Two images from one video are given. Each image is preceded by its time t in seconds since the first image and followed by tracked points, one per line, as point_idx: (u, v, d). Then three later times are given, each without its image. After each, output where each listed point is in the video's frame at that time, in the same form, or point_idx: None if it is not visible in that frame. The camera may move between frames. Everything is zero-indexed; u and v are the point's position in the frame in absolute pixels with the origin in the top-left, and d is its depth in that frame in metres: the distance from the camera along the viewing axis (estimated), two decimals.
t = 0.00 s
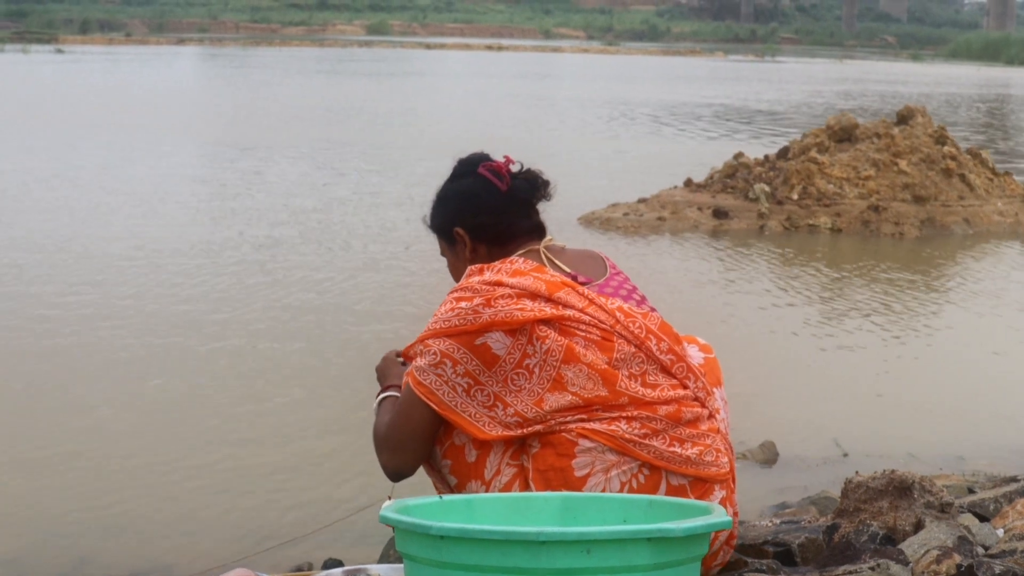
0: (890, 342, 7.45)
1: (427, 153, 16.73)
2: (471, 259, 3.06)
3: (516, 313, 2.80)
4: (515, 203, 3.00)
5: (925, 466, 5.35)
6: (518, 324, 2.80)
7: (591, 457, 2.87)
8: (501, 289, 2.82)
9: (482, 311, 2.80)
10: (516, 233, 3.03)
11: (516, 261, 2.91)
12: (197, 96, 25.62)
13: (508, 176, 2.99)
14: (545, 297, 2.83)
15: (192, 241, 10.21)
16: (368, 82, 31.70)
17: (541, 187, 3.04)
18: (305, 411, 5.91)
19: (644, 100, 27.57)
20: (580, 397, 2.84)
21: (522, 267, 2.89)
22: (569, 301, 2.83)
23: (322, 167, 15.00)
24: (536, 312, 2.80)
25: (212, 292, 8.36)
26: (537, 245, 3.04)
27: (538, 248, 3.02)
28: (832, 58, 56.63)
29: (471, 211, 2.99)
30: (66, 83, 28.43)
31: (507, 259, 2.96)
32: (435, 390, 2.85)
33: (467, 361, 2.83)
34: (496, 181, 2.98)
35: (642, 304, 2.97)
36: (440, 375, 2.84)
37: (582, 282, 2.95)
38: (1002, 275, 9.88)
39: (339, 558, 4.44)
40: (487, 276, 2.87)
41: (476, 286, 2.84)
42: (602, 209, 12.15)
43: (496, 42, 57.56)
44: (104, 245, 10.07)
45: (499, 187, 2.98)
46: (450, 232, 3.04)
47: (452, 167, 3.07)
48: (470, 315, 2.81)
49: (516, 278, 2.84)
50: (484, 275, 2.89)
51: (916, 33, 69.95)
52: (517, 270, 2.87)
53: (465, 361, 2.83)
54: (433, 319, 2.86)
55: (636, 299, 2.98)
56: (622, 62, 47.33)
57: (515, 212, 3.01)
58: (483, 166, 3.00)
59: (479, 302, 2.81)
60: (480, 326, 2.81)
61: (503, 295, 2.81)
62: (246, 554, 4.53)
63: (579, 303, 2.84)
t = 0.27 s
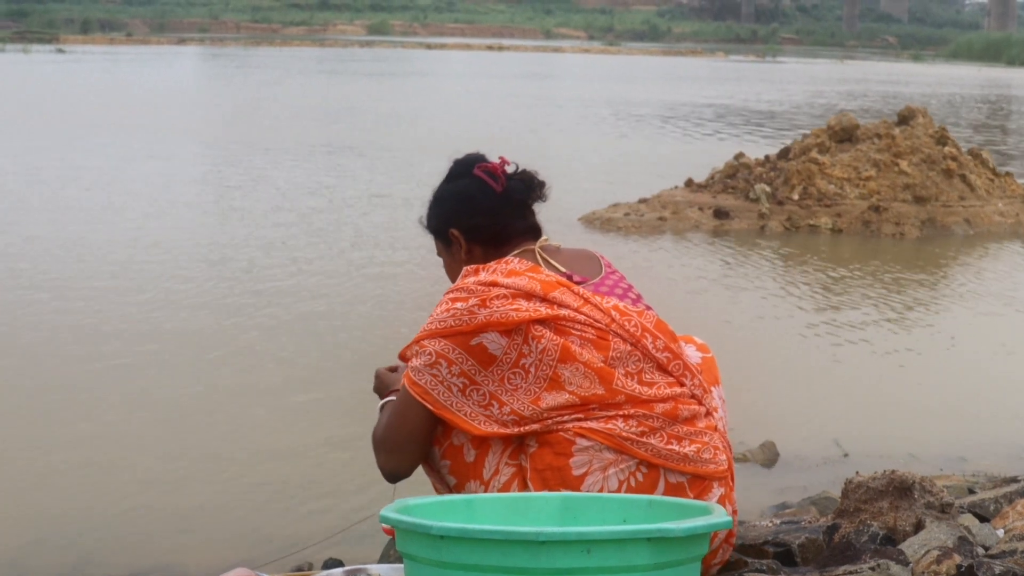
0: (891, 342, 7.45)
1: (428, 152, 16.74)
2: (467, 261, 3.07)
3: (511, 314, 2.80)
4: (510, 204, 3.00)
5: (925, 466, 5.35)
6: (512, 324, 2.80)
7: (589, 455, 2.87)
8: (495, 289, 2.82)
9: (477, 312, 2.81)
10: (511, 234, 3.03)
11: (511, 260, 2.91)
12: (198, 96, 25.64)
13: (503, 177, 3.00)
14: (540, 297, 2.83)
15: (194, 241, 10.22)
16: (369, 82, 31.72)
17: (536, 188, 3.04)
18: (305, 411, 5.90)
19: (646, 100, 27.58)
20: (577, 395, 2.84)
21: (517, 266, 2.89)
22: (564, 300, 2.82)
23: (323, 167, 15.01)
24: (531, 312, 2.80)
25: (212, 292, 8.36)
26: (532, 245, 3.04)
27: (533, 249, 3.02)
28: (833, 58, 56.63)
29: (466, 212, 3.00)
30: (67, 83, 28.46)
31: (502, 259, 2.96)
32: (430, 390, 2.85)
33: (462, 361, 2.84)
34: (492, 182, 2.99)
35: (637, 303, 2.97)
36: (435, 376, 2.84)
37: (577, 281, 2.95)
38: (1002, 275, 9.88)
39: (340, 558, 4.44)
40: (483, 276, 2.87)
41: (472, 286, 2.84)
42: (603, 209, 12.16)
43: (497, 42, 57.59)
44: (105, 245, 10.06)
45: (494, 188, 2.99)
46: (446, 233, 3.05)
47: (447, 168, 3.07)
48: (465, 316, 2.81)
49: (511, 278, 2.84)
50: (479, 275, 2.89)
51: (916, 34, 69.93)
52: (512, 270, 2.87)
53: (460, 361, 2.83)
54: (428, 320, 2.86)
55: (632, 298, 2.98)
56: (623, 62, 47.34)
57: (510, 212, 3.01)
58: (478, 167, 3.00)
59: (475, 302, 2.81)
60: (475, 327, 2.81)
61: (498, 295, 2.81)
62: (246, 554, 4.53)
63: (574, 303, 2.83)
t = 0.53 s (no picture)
0: (891, 342, 7.45)
1: (428, 152, 16.74)
2: (464, 260, 3.07)
3: (509, 313, 2.80)
4: (506, 203, 3.01)
5: (926, 466, 5.35)
6: (510, 323, 2.80)
7: (588, 454, 2.88)
8: (493, 289, 2.82)
9: (475, 312, 2.81)
10: (508, 233, 3.03)
11: (509, 260, 2.91)
12: (199, 95, 25.66)
13: (499, 176, 3.00)
14: (538, 297, 2.83)
15: (194, 240, 10.22)
16: (370, 81, 31.72)
17: (533, 187, 3.04)
18: (305, 410, 5.91)
19: (646, 100, 27.58)
20: (575, 394, 2.84)
21: (514, 266, 2.89)
22: (562, 299, 2.83)
23: (324, 166, 15.01)
24: (529, 312, 2.80)
25: (212, 291, 8.36)
26: (530, 244, 3.04)
27: (530, 248, 3.03)
28: (834, 58, 56.62)
29: (463, 212, 3.00)
30: (68, 82, 28.48)
31: (499, 259, 2.96)
32: (428, 389, 2.86)
33: (459, 360, 2.84)
34: (488, 181, 2.99)
35: (635, 301, 2.97)
36: (432, 375, 2.85)
37: (574, 280, 2.95)
38: (1002, 275, 9.88)
39: (340, 556, 4.44)
40: (480, 276, 2.88)
41: (469, 286, 2.84)
42: (603, 208, 12.15)
43: (497, 41, 57.61)
44: (104, 245, 10.05)
45: (491, 187, 2.99)
46: (443, 233, 3.05)
47: (443, 169, 3.07)
48: (463, 316, 2.82)
49: (509, 277, 2.84)
50: (477, 275, 2.90)
51: (917, 33, 69.94)
52: (510, 270, 2.87)
53: (458, 361, 2.84)
54: (426, 320, 2.87)
55: (629, 296, 2.98)
56: (624, 61, 47.35)
57: (507, 212, 3.01)
58: (475, 167, 3.01)
59: (472, 302, 2.81)
60: (473, 327, 2.82)
61: (495, 294, 2.81)
62: (246, 552, 4.53)
63: (571, 301, 2.83)
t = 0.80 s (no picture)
0: (892, 341, 7.45)
1: (428, 151, 16.73)
2: (463, 260, 3.07)
3: (508, 313, 2.80)
4: (505, 202, 3.00)
5: (926, 465, 5.34)
6: (510, 323, 2.80)
7: (589, 453, 2.88)
8: (493, 289, 2.82)
9: (474, 312, 2.81)
10: (507, 232, 3.03)
11: (508, 260, 2.91)
12: (199, 94, 25.64)
13: (498, 175, 2.99)
14: (538, 297, 2.83)
15: (192, 239, 10.21)
16: (370, 80, 31.71)
17: (531, 186, 3.04)
18: (304, 409, 5.91)
19: (646, 99, 27.57)
20: (575, 394, 2.84)
21: (513, 266, 2.89)
22: (561, 299, 2.83)
23: (324, 165, 15.01)
24: (529, 312, 2.80)
25: (212, 290, 8.35)
26: (529, 244, 3.04)
27: (529, 248, 3.02)
28: (834, 57, 56.61)
29: (462, 211, 3.00)
30: (68, 81, 28.46)
31: (499, 259, 2.96)
32: (428, 390, 2.86)
33: (459, 361, 2.83)
34: (486, 181, 2.99)
35: (634, 300, 2.97)
36: (432, 376, 2.84)
37: (573, 281, 2.95)
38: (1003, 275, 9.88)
39: (339, 556, 4.44)
40: (480, 276, 2.87)
41: (469, 287, 2.84)
42: (602, 208, 12.15)
43: (497, 40, 57.58)
44: (104, 244, 10.04)
45: (489, 186, 2.99)
46: (442, 233, 3.05)
47: (443, 168, 3.07)
48: (462, 316, 2.81)
49: (508, 277, 2.84)
50: (476, 275, 2.89)
51: (918, 33, 69.90)
52: (509, 270, 2.87)
53: (457, 361, 2.83)
54: (426, 320, 2.87)
55: (629, 296, 2.98)
56: (624, 61, 47.33)
57: (505, 211, 3.01)
58: (474, 166, 3.00)
59: (471, 302, 2.81)
60: (473, 327, 2.81)
61: (495, 294, 2.81)
62: (245, 552, 4.53)
63: (571, 301, 2.84)
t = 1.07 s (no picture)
0: (892, 339, 7.45)
1: (427, 149, 16.73)
2: (462, 258, 3.07)
3: (507, 312, 2.80)
4: (504, 200, 3.00)
5: (926, 464, 5.34)
6: (509, 322, 2.80)
7: (588, 452, 2.88)
8: (492, 287, 2.83)
9: (473, 311, 2.81)
10: (506, 230, 3.03)
11: (508, 259, 2.91)
12: (198, 92, 25.61)
13: (496, 173, 3.00)
14: (536, 296, 2.83)
15: (191, 237, 10.20)
16: (369, 78, 31.69)
17: (530, 184, 3.04)
18: (303, 407, 5.91)
19: (646, 98, 27.55)
20: (574, 393, 2.84)
21: (513, 265, 2.89)
22: (560, 298, 2.83)
23: (323, 163, 15.00)
24: (528, 311, 2.80)
25: (211, 288, 8.35)
26: (528, 242, 3.04)
27: (528, 246, 3.02)
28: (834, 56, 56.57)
29: (461, 209, 3.00)
30: (67, 79, 28.43)
31: (498, 257, 2.96)
32: (426, 388, 2.86)
33: (458, 360, 2.83)
34: (486, 179, 2.99)
35: (634, 299, 2.98)
36: (431, 374, 2.84)
37: (573, 280, 2.95)
38: (1003, 273, 9.87)
39: (338, 554, 4.44)
40: (478, 276, 2.88)
41: (468, 286, 2.85)
42: (602, 206, 12.15)
43: (497, 38, 57.55)
44: (103, 242, 10.03)
45: (488, 184, 2.99)
46: (442, 230, 3.05)
47: (442, 167, 3.07)
48: (461, 315, 2.82)
49: (507, 276, 2.85)
50: (475, 274, 2.89)
51: (918, 31, 69.84)
52: (508, 269, 2.87)
53: (456, 360, 2.83)
54: (425, 319, 2.87)
55: (628, 294, 2.98)
56: (624, 59, 47.30)
57: (504, 209, 3.01)
58: (473, 164, 3.01)
59: (471, 301, 2.81)
60: (471, 325, 2.81)
61: (494, 293, 2.82)
62: (245, 550, 4.54)
63: (570, 300, 2.84)
